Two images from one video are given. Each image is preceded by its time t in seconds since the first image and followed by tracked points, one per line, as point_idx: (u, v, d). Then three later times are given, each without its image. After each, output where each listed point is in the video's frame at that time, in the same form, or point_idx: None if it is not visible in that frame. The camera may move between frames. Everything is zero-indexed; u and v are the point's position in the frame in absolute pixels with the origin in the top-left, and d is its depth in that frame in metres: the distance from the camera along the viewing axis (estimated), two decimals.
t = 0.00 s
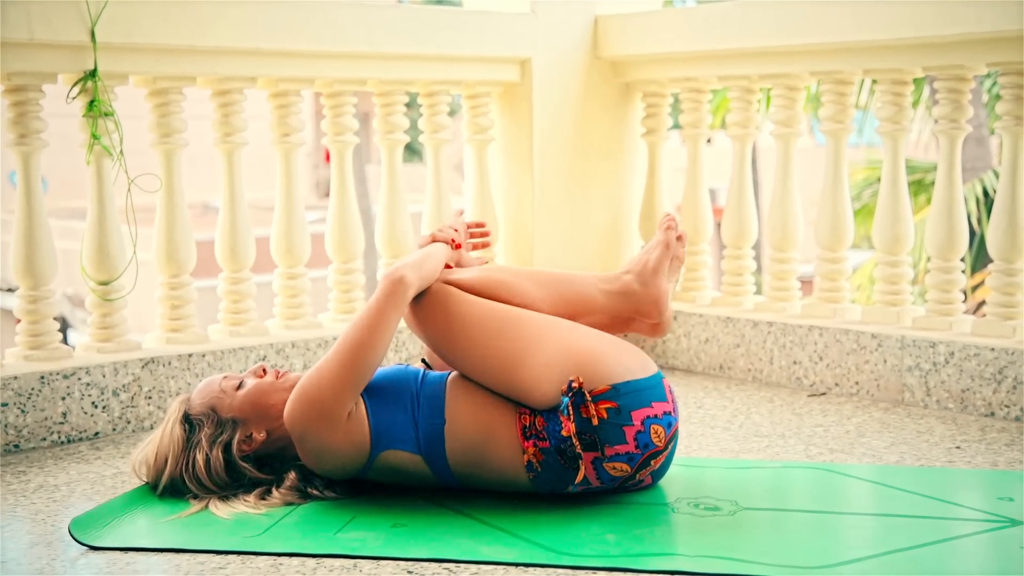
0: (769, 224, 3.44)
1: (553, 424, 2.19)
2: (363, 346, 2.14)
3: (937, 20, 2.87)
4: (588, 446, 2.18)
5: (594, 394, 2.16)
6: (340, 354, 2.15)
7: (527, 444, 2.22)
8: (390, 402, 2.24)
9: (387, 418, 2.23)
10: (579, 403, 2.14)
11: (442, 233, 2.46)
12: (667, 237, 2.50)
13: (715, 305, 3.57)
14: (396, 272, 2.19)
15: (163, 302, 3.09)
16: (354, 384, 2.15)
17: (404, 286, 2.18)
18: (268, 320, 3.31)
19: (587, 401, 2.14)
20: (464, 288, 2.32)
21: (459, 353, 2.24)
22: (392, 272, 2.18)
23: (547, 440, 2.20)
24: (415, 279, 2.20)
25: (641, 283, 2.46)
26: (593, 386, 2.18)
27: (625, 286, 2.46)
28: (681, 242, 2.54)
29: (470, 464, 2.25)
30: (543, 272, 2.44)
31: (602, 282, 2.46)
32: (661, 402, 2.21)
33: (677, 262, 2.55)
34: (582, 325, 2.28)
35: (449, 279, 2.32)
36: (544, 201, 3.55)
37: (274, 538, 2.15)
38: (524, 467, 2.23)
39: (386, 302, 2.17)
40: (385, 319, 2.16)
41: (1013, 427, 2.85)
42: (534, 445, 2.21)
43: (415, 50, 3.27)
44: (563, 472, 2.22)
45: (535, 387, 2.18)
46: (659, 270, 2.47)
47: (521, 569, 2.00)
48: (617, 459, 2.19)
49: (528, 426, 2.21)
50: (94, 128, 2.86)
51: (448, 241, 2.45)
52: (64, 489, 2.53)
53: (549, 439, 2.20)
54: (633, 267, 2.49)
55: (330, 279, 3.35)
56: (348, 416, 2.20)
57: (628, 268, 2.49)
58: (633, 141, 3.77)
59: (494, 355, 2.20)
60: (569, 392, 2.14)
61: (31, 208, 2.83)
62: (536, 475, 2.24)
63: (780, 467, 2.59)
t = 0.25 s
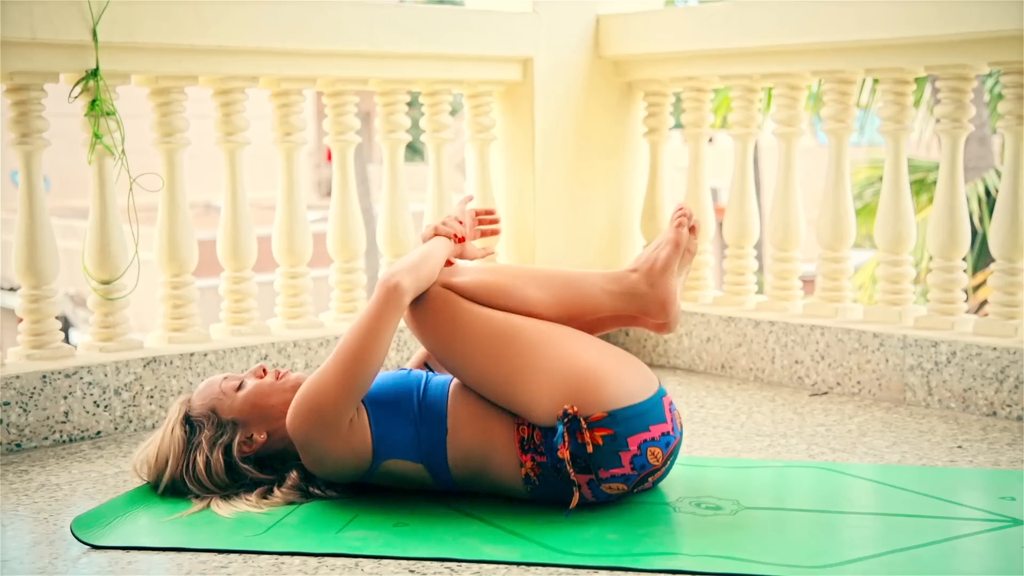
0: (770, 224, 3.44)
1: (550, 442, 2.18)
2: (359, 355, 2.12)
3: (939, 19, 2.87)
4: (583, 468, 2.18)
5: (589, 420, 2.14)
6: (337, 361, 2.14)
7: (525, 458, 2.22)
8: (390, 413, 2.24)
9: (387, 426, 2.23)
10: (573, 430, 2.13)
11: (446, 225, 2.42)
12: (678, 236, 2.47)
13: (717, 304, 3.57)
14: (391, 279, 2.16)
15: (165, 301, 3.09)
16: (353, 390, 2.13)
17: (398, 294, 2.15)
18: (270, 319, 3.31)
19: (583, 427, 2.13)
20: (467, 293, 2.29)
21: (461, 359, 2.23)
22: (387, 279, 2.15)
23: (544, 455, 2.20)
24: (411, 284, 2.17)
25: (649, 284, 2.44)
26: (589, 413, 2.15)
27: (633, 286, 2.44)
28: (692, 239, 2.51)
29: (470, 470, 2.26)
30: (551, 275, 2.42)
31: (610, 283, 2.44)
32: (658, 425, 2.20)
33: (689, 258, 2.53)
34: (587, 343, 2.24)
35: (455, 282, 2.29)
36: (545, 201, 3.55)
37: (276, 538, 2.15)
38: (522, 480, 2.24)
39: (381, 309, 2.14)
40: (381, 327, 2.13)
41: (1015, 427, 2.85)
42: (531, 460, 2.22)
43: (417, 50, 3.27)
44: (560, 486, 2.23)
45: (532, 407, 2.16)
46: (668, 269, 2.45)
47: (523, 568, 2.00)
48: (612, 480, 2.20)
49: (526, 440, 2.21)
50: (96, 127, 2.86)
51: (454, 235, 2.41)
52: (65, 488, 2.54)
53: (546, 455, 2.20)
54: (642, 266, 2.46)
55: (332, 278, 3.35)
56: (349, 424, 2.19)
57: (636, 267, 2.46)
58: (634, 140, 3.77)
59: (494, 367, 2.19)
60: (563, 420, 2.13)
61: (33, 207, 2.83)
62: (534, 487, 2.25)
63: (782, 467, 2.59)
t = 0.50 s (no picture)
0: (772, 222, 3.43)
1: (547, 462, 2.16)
2: (350, 380, 2.09)
3: (940, 18, 2.87)
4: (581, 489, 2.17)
5: (584, 450, 2.11)
6: (329, 387, 2.10)
7: (523, 474, 2.20)
8: (390, 429, 2.23)
9: (386, 444, 2.24)
10: (568, 458, 2.11)
11: (438, 223, 2.31)
12: (680, 239, 2.27)
13: (718, 303, 3.57)
14: (382, 304, 2.08)
15: (167, 300, 3.09)
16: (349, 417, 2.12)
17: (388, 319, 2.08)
18: (271, 318, 3.31)
19: (577, 455, 2.10)
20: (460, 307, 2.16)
21: (457, 378, 2.17)
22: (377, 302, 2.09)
23: (542, 472, 2.18)
24: (402, 305, 2.10)
25: (648, 289, 2.28)
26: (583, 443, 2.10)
27: (631, 288, 2.28)
28: (696, 235, 2.33)
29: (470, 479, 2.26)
30: (545, 280, 2.25)
31: (604, 287, 2.27)
32: (655, 447, 2.15)
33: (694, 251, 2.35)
34: (586, 358, 2.15)
35: (450, 291, 2.17)
36: (547, 200, 3.55)
37: (278, 536, 2.16)
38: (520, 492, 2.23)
39: (371, 334, 2.08)
40: (371, 351, 2.08)
41: (1017, 426, 2.85)
42: (530, 475, 2.19)
43: (419, 48, 3.27)
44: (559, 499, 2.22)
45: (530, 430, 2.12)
46: (670, 273, 2.27)
47: (524, 567, 2.00)
48: (611, 500, 2.19)
49: (524, 456, 2.19)
50: (98, 126, 2.86)
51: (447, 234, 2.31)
52: (67, 487, 2.54)
53: (545, 471, 2.17)
54: (640, 269, 2.29)
55: (333, 276, 3.36)
56: (349, 441, 2.20)
57: (634, 269, 2.29)
58: (636, 139, 3.77)
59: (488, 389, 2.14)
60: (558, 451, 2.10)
61: (35, 206, 2.83)
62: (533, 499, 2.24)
63: (783, 465, 2.59)
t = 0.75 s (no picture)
0: (773, 221, 3.43)
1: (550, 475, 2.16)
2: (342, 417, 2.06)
3: (942, 16, 2.87)
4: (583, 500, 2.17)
5: (587, 471, 2.10)
6: (327, 418, 2.07)
7: (523, 481, 2.20)
8: (391, 437, 2.23)
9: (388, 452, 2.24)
10: (570, 477, 2.11)
11: (427, 236, 2.24)
12: (676, 253, 2.10)
13: (720, 301, 3.57)
14: (372, 338, 2.03)
15: (168, 298, 3.10)
16: (348, 441, 2.11)
17: (378, 359, 2.03)
18: (273, 316, 3.31)
19: (578, 475, 2.11)
20: (453, 334, 2.10)
21: (457, 402, 2.12)
22: (367, 340, 2.03)
23: (543, 481, 2.18)
24: (393, 340, 2.04)
25: (641, 301, 2.12)
26: (586, 464, 2.08)
27: (622, 300, 2.13)
28: (695, 240, 2.15)
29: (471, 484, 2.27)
30: (535, 295, 2.12)
31: (594, 298, 2.13)
32: (655, 459, 2.14)
33: (693, 255, 2.19)
34: (583, 374, 2.09)
35: (446, 315, 2.10)
36: (548, 199, 3.55)
37: (279, 535, 2.16)
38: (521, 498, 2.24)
39: (360, 372, 2.04)
40: (362, 389, 2.04)
41: (1019, 424, 2.85)
42: (530, 482, 2.19)
43: (420, 47, 3.27)
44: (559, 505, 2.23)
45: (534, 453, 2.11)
46: (665, 285, 2.12)
47: (526, 565, 2.00)
48: (615, 510, 2.20)
49: (525, 465, 2.19)
50: (99, 124, 2.86)
51: (438, 246, 2.24)
52: (69, 485, 2.54)
53: (545, 481, 2.17)
54: (632, 280, 2.13)
55: (335, 275, 3.36)
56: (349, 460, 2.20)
57: (628, 279, 2.13)
58: (638, 138, 3.77)
59: (487, 415, 2.10)
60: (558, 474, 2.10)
61: (37, 205, 2.83)
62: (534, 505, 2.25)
63: (785, 464, 2.59)
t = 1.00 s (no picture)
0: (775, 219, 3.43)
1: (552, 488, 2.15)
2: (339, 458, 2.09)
3: (943, 15, 2.86)
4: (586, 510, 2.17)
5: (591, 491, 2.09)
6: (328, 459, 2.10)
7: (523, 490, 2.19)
8: (390, 447, 2.21)
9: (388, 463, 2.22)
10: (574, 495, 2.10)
11: (407, 263, 2.17)
12: (667, 275, 1.99)
13: (721, 300, 3.57)
14: (366, 390, 2.03)
15: (170, 297, 3.10)
16: (342, 473, 2.14)
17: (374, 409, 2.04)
18: (274, 315, 3.32)
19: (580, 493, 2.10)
20: (443, 372, 2.07)
21: (455, 433, 2.10)
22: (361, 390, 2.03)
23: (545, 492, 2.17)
24: (387, 390, 2.04)
25: (635, 322, 2.03)
26: (589, 484, 2.06)
27: (614, 320, 2.04)
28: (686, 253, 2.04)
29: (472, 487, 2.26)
30: (523, 324, 2.05)
31: (585, 320, 2.05)
32: (656, 470, 2.12)
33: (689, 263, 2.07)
34: (578, 393, 2.05)
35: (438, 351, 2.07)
36: (550, 199, 3.55)
37: (280, 533, 2.15)
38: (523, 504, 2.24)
39: (356, 420, 2.04)
40: (358, 435, 2.06)
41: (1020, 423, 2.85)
42: (530, 491, 2.19)
43: (421, 46, 3.26)
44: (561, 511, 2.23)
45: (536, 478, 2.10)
46: (658, 306, 2.02)
47: (527, 564, 2.00)
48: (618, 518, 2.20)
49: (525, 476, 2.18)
50: (100, 123, 2.87)
51: (417, 275, 2.16)
52: (71, 484, 2.54)
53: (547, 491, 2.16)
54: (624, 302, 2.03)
55: (336, 273, 3.36)
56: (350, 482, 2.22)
57: (619, 301, 2.04)
58: (639, 136, 3.76)
59: (485, 443, 2.08)
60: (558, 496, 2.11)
61: (38, 204, 2.83)
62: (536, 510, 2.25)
63: (786, 462, 2.59)
